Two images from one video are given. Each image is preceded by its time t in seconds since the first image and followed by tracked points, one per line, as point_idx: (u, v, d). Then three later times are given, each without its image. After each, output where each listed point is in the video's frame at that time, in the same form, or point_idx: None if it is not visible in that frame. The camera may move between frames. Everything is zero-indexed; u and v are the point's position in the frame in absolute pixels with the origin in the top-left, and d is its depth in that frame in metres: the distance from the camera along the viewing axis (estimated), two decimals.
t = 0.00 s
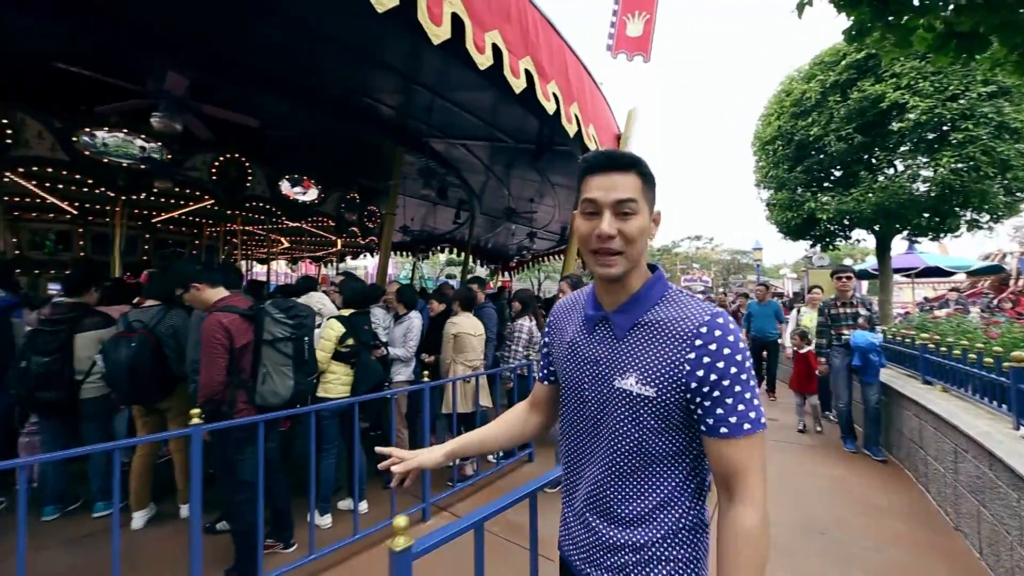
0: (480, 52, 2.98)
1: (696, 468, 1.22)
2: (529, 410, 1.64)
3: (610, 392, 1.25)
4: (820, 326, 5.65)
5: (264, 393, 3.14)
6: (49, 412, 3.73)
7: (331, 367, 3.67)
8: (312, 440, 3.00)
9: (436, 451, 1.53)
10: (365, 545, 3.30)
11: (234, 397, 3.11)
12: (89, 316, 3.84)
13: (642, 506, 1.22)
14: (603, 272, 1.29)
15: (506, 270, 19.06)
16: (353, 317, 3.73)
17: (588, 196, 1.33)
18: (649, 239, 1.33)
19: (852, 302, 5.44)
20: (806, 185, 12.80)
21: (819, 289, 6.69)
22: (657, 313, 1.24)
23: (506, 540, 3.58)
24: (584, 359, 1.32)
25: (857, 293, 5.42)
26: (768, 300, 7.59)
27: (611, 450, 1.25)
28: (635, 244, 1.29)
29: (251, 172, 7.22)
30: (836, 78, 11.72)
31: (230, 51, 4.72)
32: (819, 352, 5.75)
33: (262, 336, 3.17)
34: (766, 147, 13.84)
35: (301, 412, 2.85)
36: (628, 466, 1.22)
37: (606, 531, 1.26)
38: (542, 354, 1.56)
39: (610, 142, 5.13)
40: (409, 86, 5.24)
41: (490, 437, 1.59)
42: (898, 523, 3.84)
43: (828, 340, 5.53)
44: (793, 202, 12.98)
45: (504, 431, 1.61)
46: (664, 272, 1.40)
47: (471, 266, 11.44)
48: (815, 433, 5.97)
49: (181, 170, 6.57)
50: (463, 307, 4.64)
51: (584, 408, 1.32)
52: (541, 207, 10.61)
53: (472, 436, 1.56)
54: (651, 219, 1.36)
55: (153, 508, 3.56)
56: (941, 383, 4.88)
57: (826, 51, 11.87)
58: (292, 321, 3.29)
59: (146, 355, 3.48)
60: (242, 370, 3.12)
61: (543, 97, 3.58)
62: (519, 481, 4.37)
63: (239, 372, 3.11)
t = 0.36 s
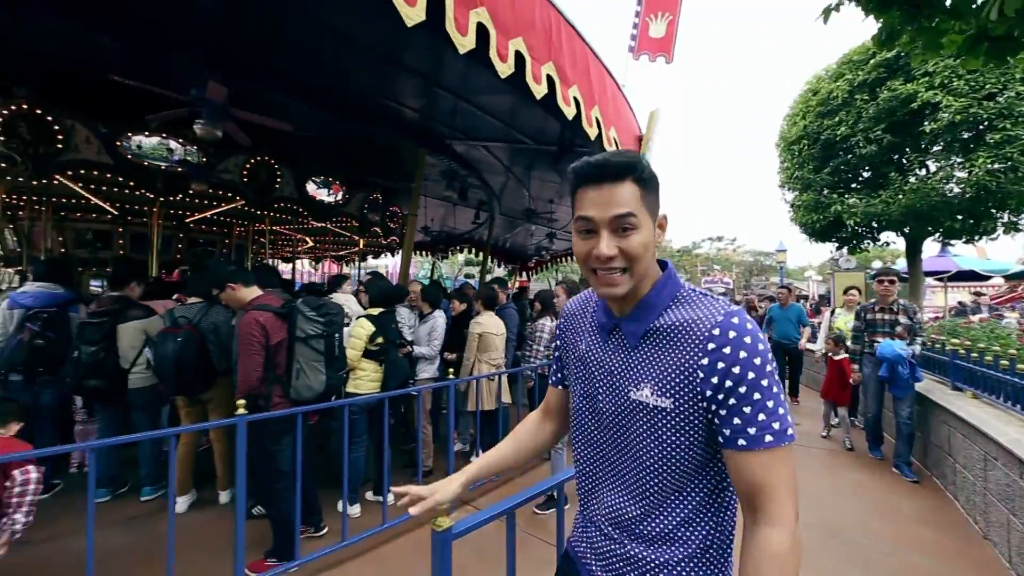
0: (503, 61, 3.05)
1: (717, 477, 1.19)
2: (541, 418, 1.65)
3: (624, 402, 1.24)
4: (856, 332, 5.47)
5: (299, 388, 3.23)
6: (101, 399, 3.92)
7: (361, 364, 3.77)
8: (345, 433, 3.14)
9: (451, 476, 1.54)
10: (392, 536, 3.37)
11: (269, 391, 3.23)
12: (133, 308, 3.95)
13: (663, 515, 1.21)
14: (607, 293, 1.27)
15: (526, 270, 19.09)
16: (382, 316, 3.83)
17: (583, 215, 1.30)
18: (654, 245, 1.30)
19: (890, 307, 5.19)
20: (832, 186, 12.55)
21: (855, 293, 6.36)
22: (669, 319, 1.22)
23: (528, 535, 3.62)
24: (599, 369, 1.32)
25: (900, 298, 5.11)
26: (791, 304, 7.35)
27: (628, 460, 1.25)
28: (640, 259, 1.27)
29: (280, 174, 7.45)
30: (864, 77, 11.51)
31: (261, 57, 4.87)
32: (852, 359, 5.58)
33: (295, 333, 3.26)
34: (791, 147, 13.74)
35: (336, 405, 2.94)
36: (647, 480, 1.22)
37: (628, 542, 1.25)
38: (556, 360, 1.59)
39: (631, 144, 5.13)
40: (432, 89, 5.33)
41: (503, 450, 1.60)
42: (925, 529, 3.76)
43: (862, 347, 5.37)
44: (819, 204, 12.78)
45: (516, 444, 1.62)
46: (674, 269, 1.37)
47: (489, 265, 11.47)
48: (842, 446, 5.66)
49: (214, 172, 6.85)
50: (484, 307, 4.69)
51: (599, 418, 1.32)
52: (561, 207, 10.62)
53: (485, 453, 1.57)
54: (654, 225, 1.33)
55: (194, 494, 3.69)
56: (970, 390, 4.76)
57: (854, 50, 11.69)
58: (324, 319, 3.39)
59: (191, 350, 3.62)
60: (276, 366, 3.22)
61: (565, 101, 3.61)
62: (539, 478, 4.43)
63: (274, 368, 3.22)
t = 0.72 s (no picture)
0: (523, 67, 3.11)
1: (718, 484, 1.15)
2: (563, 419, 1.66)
3: (623, 407, 1.23)
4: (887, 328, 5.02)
5: (329, 385, 3.38)
6: (143, 397, 4.07)
7: (388, 363, 3.83)
8: (375, 427, 3.20)
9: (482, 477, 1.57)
10: (419, 529, 3.41)
11: (302, 389, 3.32)
12: (176, 313, 4.05)
13: (665, 523, 1.18)
14: (597, 288, 1.29)
15: (543, 271, 19.10)
16: (408, 317, 3.90)
17: (581, 212, 1.32)
18: (648, 245, 1.32)
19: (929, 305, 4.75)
20: (854, 184, 12.32)
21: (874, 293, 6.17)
22: (665, 322, 1.20)
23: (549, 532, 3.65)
24: (601, 375, 1.31)
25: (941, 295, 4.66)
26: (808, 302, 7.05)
27: (628, 467, 1.23)
28: (629, 256, 1.28)
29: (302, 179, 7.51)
30: (886, 73, 11.32)
31: (285, 63, 4.99)
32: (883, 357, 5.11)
33: (322, 333, 3.39)
34: (812, 145, 13.63)
35: (365, 403, 3.00)
36: (649, 487, 1.20)
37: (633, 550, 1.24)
38: (564, 368, 1.59)
39: (648, 145, 5.14)
40: (450, 94, 5.40)
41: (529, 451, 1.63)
42: (953, 530, 3.70)
43: (893, 344, 4.92)
44: (840, 202, 12.60)
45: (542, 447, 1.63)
46: (670, 273, 1.37)
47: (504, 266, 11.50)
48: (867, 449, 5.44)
49: (241, 178, 6.91)
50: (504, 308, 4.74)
51: (600, 424, 1.31)
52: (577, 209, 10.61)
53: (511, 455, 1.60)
54: (651, 226, 1.35)
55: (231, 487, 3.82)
56: (999, 391, 4.66)
57: (874, 46, 11.52)
58: (349, 319, 3.49)
59: (230, 349, 3.74)
60: (308, 364, 3.32)
61: (582, 106, 3.65)
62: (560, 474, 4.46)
63: (305, 365, 3.31)
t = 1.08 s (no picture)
0: (546, 70, 3.15)
1: (687, 473, 1.15)
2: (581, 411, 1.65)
3: (600, 385, 1.25)
4: (924, 331, 4.61)
5: (352, 383, 3.49)
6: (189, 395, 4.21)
7: (416, 363, 3.92)
8: (404, 425, 3.30)
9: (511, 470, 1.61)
10: (446, 524, 3.48)
11: (327, 386, 3.43)
12: (210, 312, 4.14)
13: (633, 501, 1.19)
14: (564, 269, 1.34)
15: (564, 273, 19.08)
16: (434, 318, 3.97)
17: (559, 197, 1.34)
18: (619, 234, 1.29)
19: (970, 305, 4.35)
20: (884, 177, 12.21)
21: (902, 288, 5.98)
22: (652, 308, 1.21)
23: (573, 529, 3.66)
24: (586, 354, 1.33)
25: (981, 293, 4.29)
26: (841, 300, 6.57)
27: (602, 443, 1.25)
28: (584, 243, 1.29)
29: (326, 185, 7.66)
30: (915, 63, 11.02)
31: (310, 72, 5.14)
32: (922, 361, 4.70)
33: (346, 332, 3.52)
34: (837, 139, 13.43)
35: (389, 402, 3.06)
36: (621, 467, 1.21)
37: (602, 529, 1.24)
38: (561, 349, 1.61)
39: (667, 143, 5.11)
40: (468, 98, 5.46)
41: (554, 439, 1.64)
42: (988, 532, 3.60)
43: (931, 348, 4.48)
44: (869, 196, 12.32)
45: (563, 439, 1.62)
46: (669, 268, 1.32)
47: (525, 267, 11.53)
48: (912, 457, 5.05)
49: (269, 186, 7.04)
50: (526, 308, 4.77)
51: (582, 403, 1.33)
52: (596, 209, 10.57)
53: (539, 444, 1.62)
54: (623, 215, 1.29)
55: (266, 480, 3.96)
56: None
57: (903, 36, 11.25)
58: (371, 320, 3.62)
59: (266, 348, 3.86)
60: (332, 361, 3.42)
61: (601, 107, 3.66)
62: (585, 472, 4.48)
63: (330, 363, 3.41)
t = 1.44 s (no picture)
0: (563, 70, 3.19)
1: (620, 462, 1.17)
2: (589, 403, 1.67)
3: (558, 373, 1.31)
4: (964, 324, 4.38)
5: (366, 377, 3.54)
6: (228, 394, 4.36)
7: (442, 362, 4.00)
8: (433, 422, 3.36)
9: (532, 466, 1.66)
10: (475, 518, 3.54)
11: (342, 378, 3.52)
12: (243, 316, 4.25)
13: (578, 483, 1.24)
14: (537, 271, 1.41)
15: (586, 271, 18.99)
16: (459, 317, 4.03)
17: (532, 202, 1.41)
18: (588, 237, 1.31)
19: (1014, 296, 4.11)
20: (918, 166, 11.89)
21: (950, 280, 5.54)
22: (603, 304, 1.23)
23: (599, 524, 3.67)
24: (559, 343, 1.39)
25: None
26: (887, 293, 6.17)
27: (558, 425, 1.32)
28: (548, 245, 1.34)
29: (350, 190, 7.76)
30: (950, 46, 10.65)
31: (334, 78, 5.27)
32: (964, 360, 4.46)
33: (366, 329, 3.58)
34: (868, 127, 13.09)
35: (413, 399, 3.12)
36: (568, 450, 1.27)
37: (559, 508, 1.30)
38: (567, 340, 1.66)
39: (688, 138, 5.07)
40: (487, 100, 5.51)
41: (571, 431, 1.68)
42: None
43: (975, 343, 4.27)
44: (903, 185, 11.95)
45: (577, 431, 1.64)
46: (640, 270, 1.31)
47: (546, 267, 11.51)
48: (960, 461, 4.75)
49: (297, 193, 7.18)
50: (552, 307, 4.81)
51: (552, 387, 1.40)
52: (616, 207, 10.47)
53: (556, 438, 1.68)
54: (586, 220, 1.29)
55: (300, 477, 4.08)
56: None
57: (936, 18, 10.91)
58: (390, 319, 3.69)
59: (299, 349, 3.98)
60: (350, 355, 3.51)
61: (620, 105, 3.67)
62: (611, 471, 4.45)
63: (348, 357, 3.51)
